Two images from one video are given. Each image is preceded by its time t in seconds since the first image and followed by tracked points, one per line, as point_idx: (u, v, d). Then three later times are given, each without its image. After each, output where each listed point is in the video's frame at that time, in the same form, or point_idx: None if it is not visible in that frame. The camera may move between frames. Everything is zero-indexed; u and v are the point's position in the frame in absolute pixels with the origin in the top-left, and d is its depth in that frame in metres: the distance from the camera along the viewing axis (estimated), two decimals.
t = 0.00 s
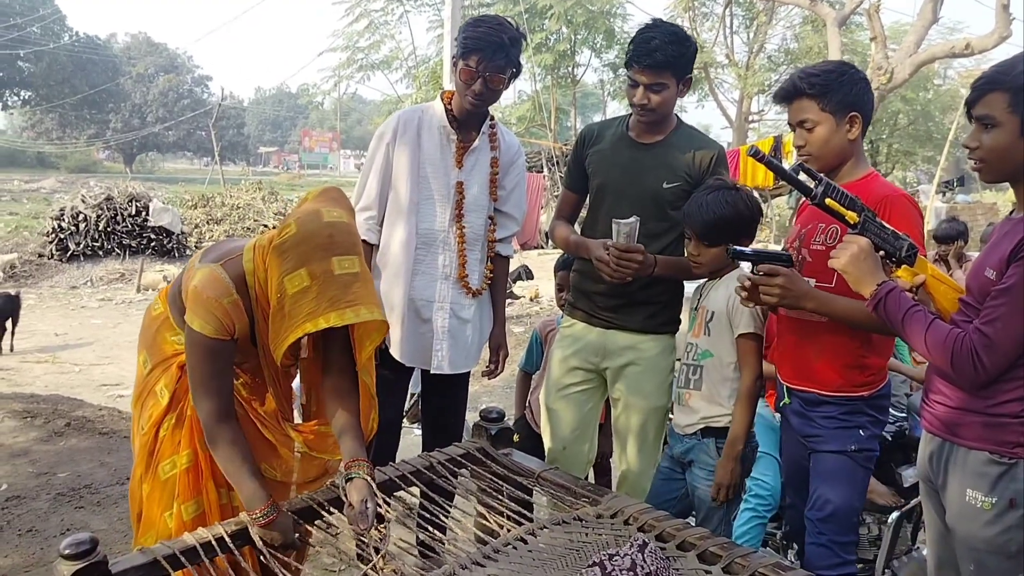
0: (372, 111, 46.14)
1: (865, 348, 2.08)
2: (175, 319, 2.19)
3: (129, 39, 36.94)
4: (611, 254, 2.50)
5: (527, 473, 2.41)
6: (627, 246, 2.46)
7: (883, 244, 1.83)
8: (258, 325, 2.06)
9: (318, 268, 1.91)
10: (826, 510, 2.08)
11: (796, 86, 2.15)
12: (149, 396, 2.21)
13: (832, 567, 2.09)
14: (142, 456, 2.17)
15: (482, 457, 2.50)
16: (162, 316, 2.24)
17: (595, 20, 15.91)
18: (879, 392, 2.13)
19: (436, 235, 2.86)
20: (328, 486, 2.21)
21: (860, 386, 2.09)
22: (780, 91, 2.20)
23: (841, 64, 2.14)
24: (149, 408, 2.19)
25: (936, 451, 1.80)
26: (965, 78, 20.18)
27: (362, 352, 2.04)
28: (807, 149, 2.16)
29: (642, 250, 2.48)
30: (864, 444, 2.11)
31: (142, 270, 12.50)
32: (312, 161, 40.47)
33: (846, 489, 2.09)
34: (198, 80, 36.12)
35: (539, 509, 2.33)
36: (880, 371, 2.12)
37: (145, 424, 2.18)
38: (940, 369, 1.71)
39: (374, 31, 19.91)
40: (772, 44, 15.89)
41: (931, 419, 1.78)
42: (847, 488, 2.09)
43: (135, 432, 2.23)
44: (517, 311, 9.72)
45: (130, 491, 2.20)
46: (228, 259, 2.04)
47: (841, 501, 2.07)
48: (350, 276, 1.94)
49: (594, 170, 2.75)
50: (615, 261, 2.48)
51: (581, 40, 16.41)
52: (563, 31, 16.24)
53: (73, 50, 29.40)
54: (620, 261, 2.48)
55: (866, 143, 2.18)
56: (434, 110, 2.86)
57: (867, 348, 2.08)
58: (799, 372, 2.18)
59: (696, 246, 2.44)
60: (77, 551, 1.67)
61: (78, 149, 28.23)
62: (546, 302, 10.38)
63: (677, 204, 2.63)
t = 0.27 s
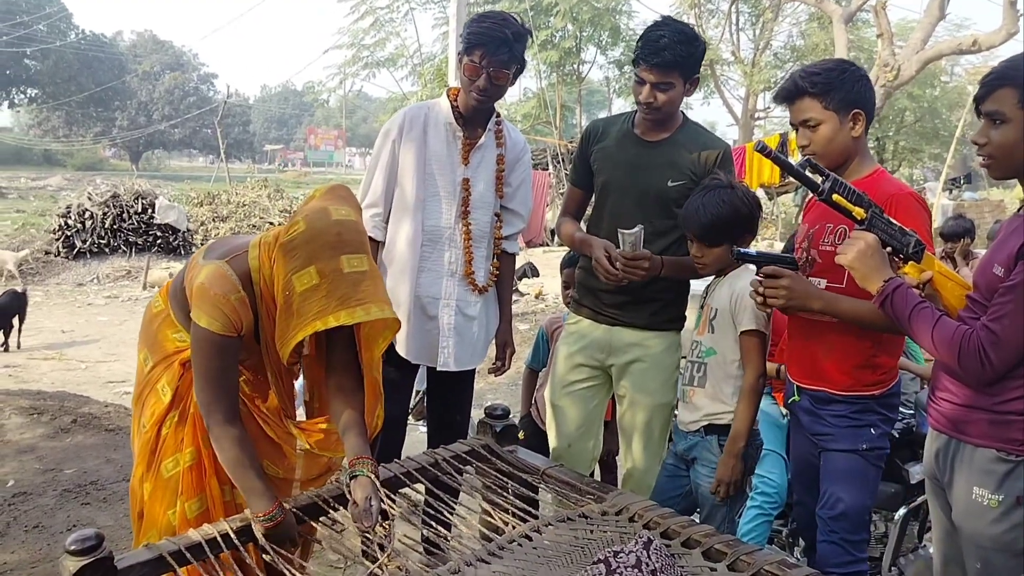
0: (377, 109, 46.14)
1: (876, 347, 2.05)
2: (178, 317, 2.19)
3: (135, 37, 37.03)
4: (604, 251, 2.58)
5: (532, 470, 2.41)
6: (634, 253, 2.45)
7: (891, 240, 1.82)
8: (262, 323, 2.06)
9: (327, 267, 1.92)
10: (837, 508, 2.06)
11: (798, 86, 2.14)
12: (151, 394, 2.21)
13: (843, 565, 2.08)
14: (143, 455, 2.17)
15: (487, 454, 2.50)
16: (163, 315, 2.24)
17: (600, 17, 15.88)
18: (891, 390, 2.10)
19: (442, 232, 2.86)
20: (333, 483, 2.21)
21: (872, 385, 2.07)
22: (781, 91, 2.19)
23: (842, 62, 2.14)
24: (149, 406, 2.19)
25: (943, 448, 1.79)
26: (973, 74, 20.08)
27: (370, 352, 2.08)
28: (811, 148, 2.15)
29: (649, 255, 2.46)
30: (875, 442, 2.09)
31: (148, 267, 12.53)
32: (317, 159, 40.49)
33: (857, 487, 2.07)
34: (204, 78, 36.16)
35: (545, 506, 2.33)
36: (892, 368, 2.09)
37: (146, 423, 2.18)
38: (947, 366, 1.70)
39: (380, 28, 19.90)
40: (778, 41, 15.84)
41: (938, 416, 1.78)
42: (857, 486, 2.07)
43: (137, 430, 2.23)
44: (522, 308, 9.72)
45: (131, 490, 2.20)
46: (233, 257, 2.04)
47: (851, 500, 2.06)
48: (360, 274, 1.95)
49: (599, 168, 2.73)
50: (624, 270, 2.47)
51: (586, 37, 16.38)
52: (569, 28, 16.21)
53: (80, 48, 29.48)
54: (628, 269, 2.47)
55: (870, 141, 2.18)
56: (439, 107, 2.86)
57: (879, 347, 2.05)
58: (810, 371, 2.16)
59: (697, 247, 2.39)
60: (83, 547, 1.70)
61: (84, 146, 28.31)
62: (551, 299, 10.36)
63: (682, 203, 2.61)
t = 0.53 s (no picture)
0: (382, 105, 46.12)
1: (883, 343, 2.04)
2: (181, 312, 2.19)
3: (140, 33, 37.07)
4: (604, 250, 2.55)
5: (536, 466, 2.40)
6: (637, 255, 2.42)
7: (897, 235, 1.81)
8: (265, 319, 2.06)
9: (330, 266, 1.91)
10: (842, 505, 2.05)
11: (806, 80, 2.12)
12: (154, 389, 2.21)
13: (849, 562, 2.07)
14: (145, 451, 2.17)
15: (491, 450, 2.50)
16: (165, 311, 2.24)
17: (605, 13, 15.83)
18: (899, 387, 2.09)
19: (447, 228, 2.85)
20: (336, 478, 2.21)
21: (879, 381, 2.06)
22: (789, 86, 2.17)
23: (850, 56, 2.12)
24: (152, 402, 2.19)
25: (949, 445, 1.78)
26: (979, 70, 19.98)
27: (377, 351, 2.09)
28: (819, 143, 2.14)
29: (653, 254, 2.44)
30: (882, 439, 2.07)
31: (153, 263, 12.56)
32: (322, 155, 40.50)
33: (863, 484, 2.06)
34: (209, 74, 36.18)
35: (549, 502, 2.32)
36: (899, 365, 2.08)
37: (148, 418, 2.18)
38: (953, 362, 1.69)
39: (384, 24, 19.87)
40: (783, 37, 15.78)
41: (943, 413, 1.77)
42: (863, 483, 2.06)
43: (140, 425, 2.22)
44: (526, 304, 9.71)
45: (133, 486, 2.20)
46: (237, 253, 2.04)
47: (857, 497, 2.05)
48: (363, 274, 1.95)
49: (603, 163, 2.72)
50: (628, 269, 2.44)
51: (591, 33, 16.33)
52: (573, 24, 16.16)
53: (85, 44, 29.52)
54: (632, 269, 2.44)
55: (878, 136, 2.16)
56: (444, 103, 2.85)
57: (886, 343, 2.04)
58: (817, 368, 2.15)
59: (701, 244, 2.37)
60: (87, 543, 1.72)
61: (90, 142, 28.37)
62: (555, 295, 10.36)
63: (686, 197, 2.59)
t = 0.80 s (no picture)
0: (383, 101, 46.06)
1: (885, 340, 2.03)
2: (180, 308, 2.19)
3: (141, 29, 36.99)
4: (603, 253, 2.53)
5: (535, 464, 2.40)
6: (637, 250, 2.43)
7: (898, 233, 1.80)
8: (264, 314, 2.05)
9: (326, 261, 1.91)
10: (842, 502, 2.04)
11: (809, 77, 2.11)
12: (155, 385, 2.21)
13: (848, 560, 2.06)
14: (146, 446, 2.17)
15: (490, 447, 2.49)
16: (166, 307, 2.24)
17: (606, 9, 15.80)
18: (901, 384, 2.08)
19: (448, 224, 2.85)
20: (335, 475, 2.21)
21: (880, 378, 2.05)
22: (792, 82, 2.17)
23: (853, 52, 2.11)
24: (154, 397, 2.19)
25: (949, 443, 1.77)
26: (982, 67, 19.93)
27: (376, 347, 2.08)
28: (822, 140, 2.13)
29: (653, 251, 2.43)
30: (883, 437, 2.07)
31: (154, 259, 12.56)
32: (323, 152, 40.44)
33: (863, 482, 2.05)
34: (209, 70, 36.12)
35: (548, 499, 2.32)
36: (900, 362, 2.07)
37: (150, 413, 2.18)
38: (955, 359, 1.69)
39: (385, 20, 19.83)
40: (785, 34, 15.74)
41: (944, 410, 1.76)
42: (864, 481, 2.05)
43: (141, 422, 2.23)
44: (527, 301, 9.71)
45: (134, 481, 2.20)
46: (235, 248, 2.04)
47: (858, 494, 2.04)
48: (358, 269, 1.94)
49: (604, 159, 2.71)
50: (628, 265, 2.45)
51: (592, 29, 16.30)
52: (575, 20, 16.12)
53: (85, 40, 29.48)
54: (632, 266, 2.44)
55: (881, 133, 2.15)
56: (443, 99, 2.84)
57: (888, 340, 2.04)
58: (818, 365, 2.14)
59: (700, 241, 2.36)
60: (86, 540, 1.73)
61: (90, 138, 28.37)
62: (555, 292, 10.35)
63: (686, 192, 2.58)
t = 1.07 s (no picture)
0: (386, 100, 46.07)
1: (890, 339, 2.03)
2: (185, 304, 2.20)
3: (143, 27, 37.07)
4: (610, 256, 2.51)
5: (538, 461, 2.40)
6: (639, 248, 2.42)
7: (902, 230, 1.79)
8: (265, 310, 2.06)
9: (321, 256, 1.91)
10: (847, 501, 2.03)
11: (813, 75, 2.10)
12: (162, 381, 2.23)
13: (851, 558, 2.05)
14: (152, 441, 2.19)
15: (493, 445, 2.49)
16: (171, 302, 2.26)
17: (609, 7, 15.78)
18: (905, 383, 2.08)
19: (452, 221, 2.84)
20: (338, 473, 2.22)
21: (885, 376, 2.05)
22: (796, 80, 2.16)
23: (858, 49, 2.10)
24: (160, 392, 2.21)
25: (952, 440, 1.77)
26: (986, 65, 19.90)
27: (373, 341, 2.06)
28: (826, 138, 2.12)
29: (655, 248, 2.43)
30: (887, 435, 2.06)
31: (156, 257, 12.58)
32: (325, 150, 40.49)
33: (867, 480, 2.05)
34: (212, 68, 36.17)
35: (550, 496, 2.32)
36: (905, 361, 2.06)
37: (156, 408, 2.20)
38: (958, 357, 1.68)
39: (387, 18, 19.83)
40: (788, 32, 15.72)
41: (947, 408, 1.76)
42: (868, 480, 2.05)
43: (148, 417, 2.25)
44: (530, 299, 9.72)
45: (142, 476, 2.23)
46: (236, 242, 2.04)
47: (862, 493, 2.03)
48: (353, 264, 1.94)
49: (605, 157, 2.71)
50: (631, 262, 2.44)
51: (595, 27, 16.29)
52: (577, 18, 16.11)
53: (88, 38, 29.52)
54: (635, 262, 2.44)
55: (885, 130, 2.14)
56: (447, 95, 2.84)
57: (892, 339, 2.03)
58: (823, 363, 2.14)
59: (702, 240, 2.36)
60: (88, 536, 1.76)
61: (93, 137, 28.45)
62: (558, 290, 10.35)
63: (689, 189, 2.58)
